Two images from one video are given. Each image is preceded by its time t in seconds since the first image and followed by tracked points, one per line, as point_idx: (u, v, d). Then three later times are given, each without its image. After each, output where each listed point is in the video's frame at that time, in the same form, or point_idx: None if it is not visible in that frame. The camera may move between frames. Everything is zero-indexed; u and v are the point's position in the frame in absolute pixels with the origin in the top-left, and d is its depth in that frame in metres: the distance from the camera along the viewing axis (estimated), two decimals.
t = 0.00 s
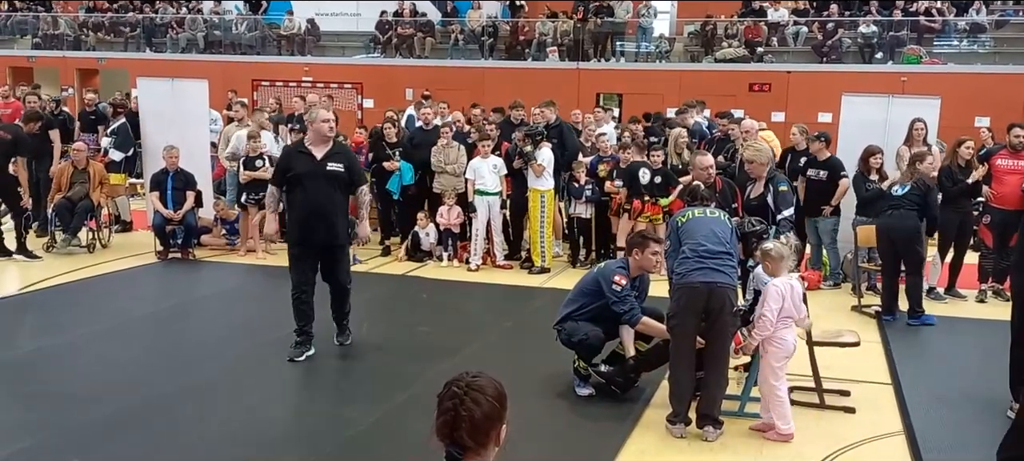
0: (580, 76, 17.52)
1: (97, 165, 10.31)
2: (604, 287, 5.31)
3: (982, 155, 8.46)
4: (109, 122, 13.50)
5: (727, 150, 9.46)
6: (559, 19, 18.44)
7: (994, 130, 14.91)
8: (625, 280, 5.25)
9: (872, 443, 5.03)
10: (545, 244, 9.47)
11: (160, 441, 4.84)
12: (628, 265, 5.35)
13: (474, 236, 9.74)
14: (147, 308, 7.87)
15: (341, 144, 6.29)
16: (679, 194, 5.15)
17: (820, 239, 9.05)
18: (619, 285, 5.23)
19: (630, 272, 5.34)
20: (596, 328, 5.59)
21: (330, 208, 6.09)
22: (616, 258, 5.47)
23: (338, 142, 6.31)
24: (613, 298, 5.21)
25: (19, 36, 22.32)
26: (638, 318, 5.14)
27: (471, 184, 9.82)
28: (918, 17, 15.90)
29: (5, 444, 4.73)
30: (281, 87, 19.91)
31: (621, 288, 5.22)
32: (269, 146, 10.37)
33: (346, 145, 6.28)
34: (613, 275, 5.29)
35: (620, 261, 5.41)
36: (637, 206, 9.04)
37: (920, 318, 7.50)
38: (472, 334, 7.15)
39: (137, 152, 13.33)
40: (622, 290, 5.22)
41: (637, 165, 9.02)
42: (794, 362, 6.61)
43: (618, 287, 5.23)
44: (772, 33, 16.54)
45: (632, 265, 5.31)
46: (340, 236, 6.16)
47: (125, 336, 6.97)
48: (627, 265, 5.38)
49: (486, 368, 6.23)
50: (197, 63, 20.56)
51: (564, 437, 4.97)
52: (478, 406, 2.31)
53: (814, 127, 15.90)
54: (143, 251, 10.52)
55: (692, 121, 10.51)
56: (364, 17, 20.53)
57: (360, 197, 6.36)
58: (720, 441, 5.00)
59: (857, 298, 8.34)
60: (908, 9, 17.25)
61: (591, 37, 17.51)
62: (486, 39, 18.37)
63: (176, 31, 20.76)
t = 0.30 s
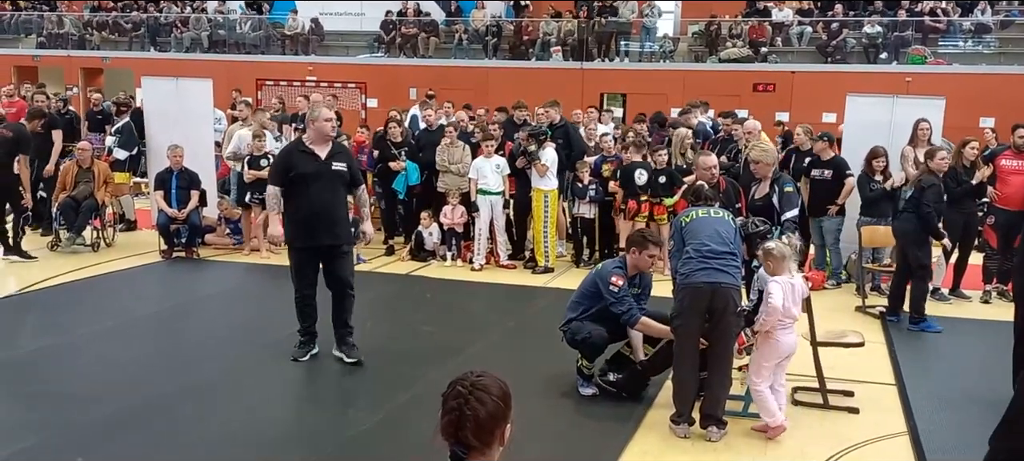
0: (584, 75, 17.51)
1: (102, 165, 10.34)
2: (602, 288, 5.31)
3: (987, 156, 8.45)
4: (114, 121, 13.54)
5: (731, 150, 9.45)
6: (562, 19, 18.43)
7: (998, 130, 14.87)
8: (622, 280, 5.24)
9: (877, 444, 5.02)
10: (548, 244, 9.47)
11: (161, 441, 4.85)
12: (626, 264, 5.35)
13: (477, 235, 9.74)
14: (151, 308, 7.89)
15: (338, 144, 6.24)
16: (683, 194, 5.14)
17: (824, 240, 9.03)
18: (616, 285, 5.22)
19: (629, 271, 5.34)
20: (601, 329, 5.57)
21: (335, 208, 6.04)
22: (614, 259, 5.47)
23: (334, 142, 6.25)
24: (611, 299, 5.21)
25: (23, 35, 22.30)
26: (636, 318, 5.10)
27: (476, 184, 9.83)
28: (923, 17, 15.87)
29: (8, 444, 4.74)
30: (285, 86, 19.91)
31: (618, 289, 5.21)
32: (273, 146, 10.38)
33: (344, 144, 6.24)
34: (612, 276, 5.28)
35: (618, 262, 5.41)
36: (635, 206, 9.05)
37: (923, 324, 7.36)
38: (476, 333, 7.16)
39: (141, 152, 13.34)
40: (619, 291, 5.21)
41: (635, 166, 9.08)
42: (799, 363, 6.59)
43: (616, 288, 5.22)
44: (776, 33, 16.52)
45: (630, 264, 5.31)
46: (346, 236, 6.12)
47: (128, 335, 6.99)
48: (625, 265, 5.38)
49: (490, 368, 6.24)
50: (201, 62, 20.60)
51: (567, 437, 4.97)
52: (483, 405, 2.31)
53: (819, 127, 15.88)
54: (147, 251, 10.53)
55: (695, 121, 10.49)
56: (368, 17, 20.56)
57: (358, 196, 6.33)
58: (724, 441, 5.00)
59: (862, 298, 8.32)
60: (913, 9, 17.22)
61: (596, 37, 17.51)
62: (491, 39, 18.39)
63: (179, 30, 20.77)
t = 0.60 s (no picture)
0: (587, 76, 17.51)
1: (106, 164, 10.36)
2: (605, 290, 5.31)
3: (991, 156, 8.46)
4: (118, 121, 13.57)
5: (734, 150, 9.44)
6: (566, 19, 18.44)
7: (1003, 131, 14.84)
8: (624, 282, 5.25)
9: (881, 444, 5.01)
10: (551, 245, 9.46)
11: (160, 441, 4.84)
12: (629, 265, 5.36)
13: (480, 236, 9.73)
14: (154, 307, 7.90)
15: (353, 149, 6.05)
16: (686, 194, 5.13)
17: (827, 240, 9.02)
18: (619, 287, 5.22)
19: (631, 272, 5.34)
20: (607, 329, 5.56)
21: (348, 216, 5.87)
22: (616, 260, 5.48)
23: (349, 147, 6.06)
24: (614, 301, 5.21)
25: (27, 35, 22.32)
26: (637, 320, 5.06)
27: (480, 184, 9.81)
28: (927, 18, 15.85)
29: (8, 444, 4.74)
30: (288, 87, 19.92)
31: (621, 290, 5.22)
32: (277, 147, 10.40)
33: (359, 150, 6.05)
34: (615, 277, 5.29)
35: (620, 263, 5.42)
36: (635, 205, 9.12)
37: (926, 327, 7.34)
38: (479, 333, 7.16)
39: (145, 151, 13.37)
40: (622, 292, 5.21)
41: (626, 167, 9.13)
42: (803, 363, 6.58)
43: (618, 289, 5.22)
44: (780, 34, 16.51)
45: (632, 265, 5.31)
46: (357, 245, 5.96)
47: (131, 335, 6.99)
48: (627, 266, 5.39)
49: (493, 368, 6.24)
50: (205, 62, 20.65)
51: (569, 437, 4.97)
52: (487, 405, 2.31)
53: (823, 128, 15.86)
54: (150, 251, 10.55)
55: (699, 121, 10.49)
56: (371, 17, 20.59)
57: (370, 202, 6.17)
58: (728, 442, 4.99)
59: (865, 299, 8.31)
60: (917, 9, 17.19)
61: (599, 38, 17.52)
62: (494, 39, 18.40)
63: (183, 30, 20.80)
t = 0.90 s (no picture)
0: (604, 74, 17.46)
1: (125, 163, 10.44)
2: (623, 292, 5.30)
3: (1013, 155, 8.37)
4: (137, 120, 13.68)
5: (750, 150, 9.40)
6: (583, 18, 18.44)
7: None
8: (642, 283, 5.23)
9: (898, 445, 4.97)
10: (567, 243, 9.46)
11: (167, 442, 4.85)
12: (645, 266, 5.33)
13: (495, 235, 9.75)
14: (171, 306, 7.96)
15: (383, 148, 5.98)
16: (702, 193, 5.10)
17: (845, 240, 8.94)
18: (637, 288, 5.20)
19: (649, 273, 5.31)
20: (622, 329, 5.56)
21: (367, 215, 5.76)
22: (633, 260, 5.45)
23: (379, 146, 5.99)
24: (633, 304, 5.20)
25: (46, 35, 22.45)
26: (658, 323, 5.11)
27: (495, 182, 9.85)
28: (947, 16, 15.68)
29: (20, 443, 4.77)
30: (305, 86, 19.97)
31: (638, 292, 5.20)
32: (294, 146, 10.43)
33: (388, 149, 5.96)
34: (632, 278, 5.28)
35: (637, 263, 5.39)
36: (648, 204, 9.09)
37: (946, 327, 7.26)
38: (494, 332, 7.17)
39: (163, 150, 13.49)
40: (640, 294, 5.20)
41: (641, 168, 9.13)
42: (819, 364, 6.53)
43: (637, 291, 5.21)
44: (798, 32, 16.41)
45: (649, 265, 5.28)
46: (376, 245, 5.83)
47: (146, 334, 7.04)
48: (644, 266, 5.36)
49: (507, 367, 6.24)
50: (223, 61, 20.79)
51: (583, 437, 4.96)
52: (501, 403, 2.31)
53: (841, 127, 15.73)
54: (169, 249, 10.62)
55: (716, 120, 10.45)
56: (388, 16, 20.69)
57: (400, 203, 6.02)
58: (743, 442, 4.96)
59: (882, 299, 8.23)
60: (938, 7, 17.01)
61: (616, 36, 17.49)
62: (510, 38, 18.40)
63: (201, 30, 21.00)
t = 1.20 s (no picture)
0: (704, 72, 17.15)
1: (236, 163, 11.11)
2: (722, 292, 5.25)
3: None
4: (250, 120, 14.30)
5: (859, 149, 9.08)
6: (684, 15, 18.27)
7: None
8: (742, 284, 5.17)
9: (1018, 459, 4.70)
10: (666, 242, 9.37)
11: (262, 438, 5.02)
12: (746, 267, 5.26)
13: (593, 234, 9.73)
14: (278, 302, 8.28)
15: (480, 148, 6.01)
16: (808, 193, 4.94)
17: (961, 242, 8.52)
18: (736, 289, 5.16)
19: (750, 274, 5.24)
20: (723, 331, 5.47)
21: (463, 216, 5.79)
22: (735, 261, 5.38)
23: (476, 146, 6.03)
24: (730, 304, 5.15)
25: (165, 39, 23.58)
26: (754, 323, 5.01)
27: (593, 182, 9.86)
28: None
29: (132, 434, 5.06)
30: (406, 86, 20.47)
31: (738, 292, 5.15)
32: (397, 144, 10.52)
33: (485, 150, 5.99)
34: (731, 279, 5.23)
35: (738, 264, 5.32)
36: (750, 203, 8.87)
37: None
38: (592, 332, 7.15)
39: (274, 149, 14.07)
40: (739, 294, 5.14)
41: (749, 165, 8.94)
42: (933, 371, 6.23)
43: (736, 291, 5.16)
44: (912, 26, 15.69)
45: (751, 266, 5.20)
46: (473, 245, 5.84)
47: (255, 330, 7.34)
48: (746, 268, 5.29)
49: (605, 367, 6.22)
50: (329, 63, 21.48)
51: (682, 438, 4.91)
52: (598, 403, 2.32)
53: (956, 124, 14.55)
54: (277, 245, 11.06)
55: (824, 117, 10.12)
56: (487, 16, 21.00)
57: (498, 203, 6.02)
58: (850, 450, 4.79)
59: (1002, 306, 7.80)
60: None
61: (719, 33, 17.19)
62: (608, 36, 18.47)
63: (308, 32, 21.98)
